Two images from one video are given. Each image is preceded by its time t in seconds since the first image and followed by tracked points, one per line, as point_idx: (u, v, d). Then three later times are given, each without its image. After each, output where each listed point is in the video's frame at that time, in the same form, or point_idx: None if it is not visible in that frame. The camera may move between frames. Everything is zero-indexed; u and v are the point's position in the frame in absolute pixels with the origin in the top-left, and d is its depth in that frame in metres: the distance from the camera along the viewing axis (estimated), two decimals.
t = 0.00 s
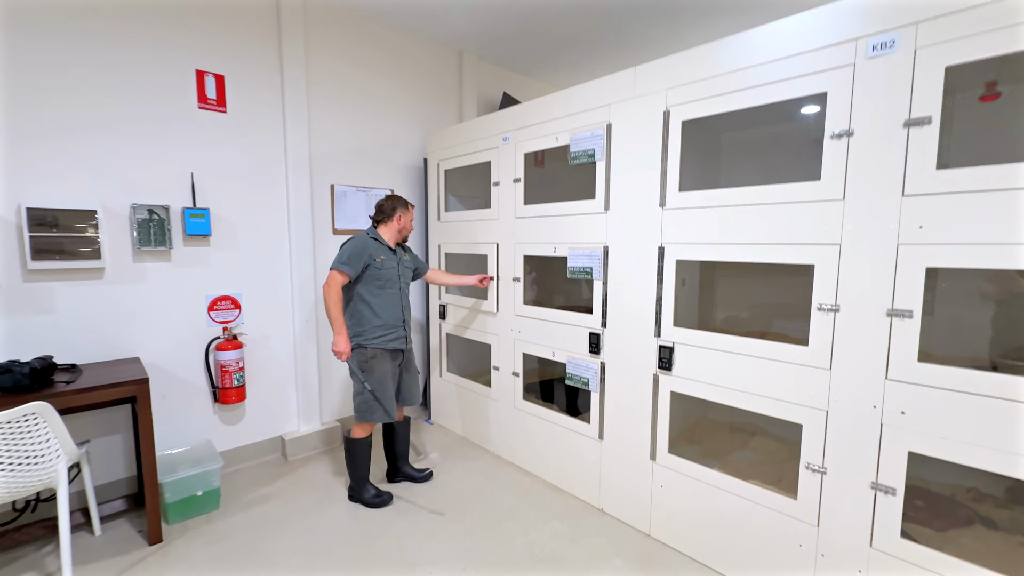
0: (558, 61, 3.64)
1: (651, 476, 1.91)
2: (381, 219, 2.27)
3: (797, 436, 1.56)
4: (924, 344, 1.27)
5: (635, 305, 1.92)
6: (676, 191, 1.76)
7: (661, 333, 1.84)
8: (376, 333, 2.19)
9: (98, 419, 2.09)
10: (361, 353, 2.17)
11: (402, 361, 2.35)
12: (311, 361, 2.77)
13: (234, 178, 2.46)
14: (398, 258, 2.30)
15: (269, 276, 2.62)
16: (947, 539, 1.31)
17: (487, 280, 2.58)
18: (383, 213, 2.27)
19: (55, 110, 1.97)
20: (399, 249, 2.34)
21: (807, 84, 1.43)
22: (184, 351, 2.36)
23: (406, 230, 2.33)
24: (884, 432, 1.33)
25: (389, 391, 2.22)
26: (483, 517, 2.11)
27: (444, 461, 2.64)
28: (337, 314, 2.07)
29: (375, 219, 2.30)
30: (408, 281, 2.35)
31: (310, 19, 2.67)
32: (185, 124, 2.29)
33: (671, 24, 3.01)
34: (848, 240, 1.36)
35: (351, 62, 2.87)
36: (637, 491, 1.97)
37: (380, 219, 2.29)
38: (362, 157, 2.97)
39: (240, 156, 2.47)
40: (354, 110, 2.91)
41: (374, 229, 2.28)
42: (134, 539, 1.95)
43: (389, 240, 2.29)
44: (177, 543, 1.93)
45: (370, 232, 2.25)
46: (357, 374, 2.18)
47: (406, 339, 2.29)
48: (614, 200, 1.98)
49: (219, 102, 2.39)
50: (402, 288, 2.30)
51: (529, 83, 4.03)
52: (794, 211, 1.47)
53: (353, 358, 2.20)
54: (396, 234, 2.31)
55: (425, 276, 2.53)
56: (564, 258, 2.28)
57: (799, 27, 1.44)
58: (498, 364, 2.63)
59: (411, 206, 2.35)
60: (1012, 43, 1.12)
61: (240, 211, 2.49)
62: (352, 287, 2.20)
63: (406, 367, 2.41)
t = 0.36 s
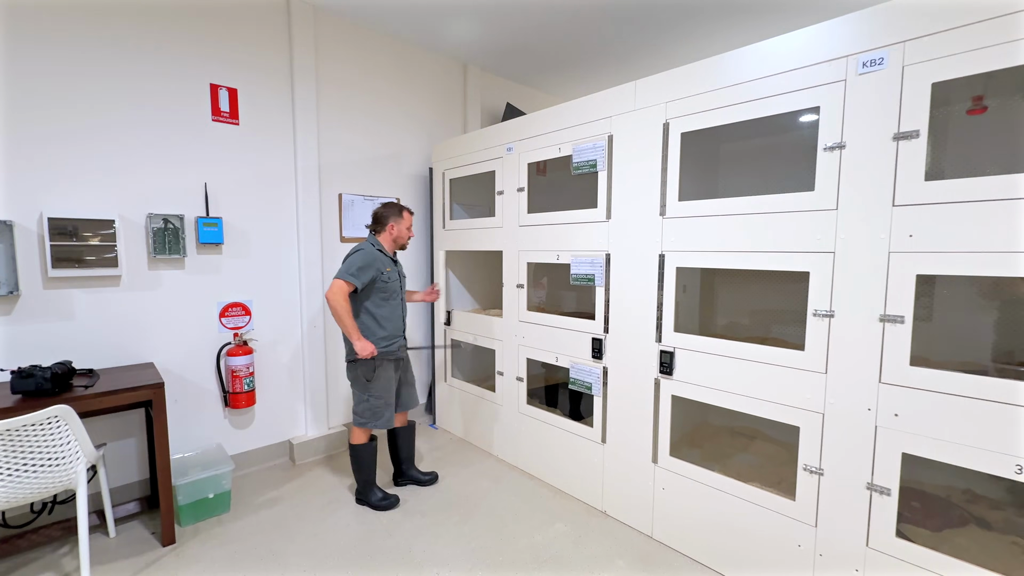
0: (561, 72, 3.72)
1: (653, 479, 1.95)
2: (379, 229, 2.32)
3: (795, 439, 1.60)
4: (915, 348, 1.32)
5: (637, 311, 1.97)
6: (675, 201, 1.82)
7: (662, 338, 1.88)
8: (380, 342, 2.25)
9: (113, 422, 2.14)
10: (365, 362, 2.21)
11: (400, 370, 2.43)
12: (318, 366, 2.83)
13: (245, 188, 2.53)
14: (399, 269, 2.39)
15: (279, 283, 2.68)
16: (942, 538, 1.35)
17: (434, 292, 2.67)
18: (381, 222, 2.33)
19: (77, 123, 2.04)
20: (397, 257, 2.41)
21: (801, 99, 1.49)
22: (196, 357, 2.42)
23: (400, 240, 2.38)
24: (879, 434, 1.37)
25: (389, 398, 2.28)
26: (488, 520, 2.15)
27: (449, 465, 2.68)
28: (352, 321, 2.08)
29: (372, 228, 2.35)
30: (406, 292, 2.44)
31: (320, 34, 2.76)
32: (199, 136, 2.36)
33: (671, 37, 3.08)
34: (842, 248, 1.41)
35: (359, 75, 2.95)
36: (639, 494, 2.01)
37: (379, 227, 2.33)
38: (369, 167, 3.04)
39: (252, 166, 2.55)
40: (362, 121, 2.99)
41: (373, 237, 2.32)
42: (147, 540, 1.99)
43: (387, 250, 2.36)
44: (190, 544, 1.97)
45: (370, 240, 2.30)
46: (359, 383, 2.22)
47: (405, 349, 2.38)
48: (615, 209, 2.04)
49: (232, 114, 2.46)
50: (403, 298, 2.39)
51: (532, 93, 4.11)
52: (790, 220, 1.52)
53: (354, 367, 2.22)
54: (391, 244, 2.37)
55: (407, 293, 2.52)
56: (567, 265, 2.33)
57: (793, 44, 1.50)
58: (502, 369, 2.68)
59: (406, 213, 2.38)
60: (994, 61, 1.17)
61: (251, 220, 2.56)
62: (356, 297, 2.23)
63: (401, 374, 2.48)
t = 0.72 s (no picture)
0: (565, 75, 3.74)
1: (656, 478, 1.96)
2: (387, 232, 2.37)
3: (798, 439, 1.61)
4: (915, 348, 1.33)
5: (640, 312, 1.99)
6: (678, 202, 1.83)
7: (665, 338, 1.90)
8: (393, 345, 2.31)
9: (127, 419, 2.20)
10: (382, 364, 2.26)
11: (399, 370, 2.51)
12: (326, 366, 2.87)
13: (255, 190, 2.58)
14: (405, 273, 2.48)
15: (287, 284, 2.72)
16: (946, 540, 1.35)
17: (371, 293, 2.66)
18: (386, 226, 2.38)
19: (93, 127, 2.09)
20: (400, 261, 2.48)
21: (803, 100, 1.50)
22: (207, 356, 2.46)
23: (404, 244, 2.43)
24: (881, 434, 1.37)
25: (398, 396, 2.35)
26: (493, 519, 2.17)
27: (454, 464, 2.70)
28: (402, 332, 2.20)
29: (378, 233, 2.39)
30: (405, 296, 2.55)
31: (328, 38, 2.80)
32: (210, 140, 2.41)
33: (675, 39, 3.10)
34: (844, 248, 1.42)
35: (366, 78, 2.99)
36: (642, 493, 2.02)
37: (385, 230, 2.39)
38: (376, 170, 3.08)
39: (261, 169, 2.59)
40: (369, 123, 3.03)
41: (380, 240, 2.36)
42: (159, 535, 2.04)
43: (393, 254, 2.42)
44: (200, 540, 2.01)
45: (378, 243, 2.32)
46: (374, 384, 2.26)
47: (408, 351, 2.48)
48: (619, 210, 2.05)
49: (243, 118, 2.51)
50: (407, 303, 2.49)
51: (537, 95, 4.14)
52: (792, 222, 1.53)
53: (370, 369, 2.25)
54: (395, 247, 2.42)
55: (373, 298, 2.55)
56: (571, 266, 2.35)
57: (794, 46, 1.51)
58: (507, 369, 2.70)
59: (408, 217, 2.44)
60: (996, 62, 1.17)
61: (260, 222, 2.60)
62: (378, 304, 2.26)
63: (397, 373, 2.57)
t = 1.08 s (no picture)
0: (564, 79, 3.78)
1: (648, 479, 1.98)
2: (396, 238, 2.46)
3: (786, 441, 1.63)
4: (898, 351, 1.35)
5: (632, 314, 2.01)
6: (669, 207, 1.86)
7: (656, 341, 1.92)
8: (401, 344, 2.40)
9: (131, 418, 2.25)
10: (392, 363, 2.35)
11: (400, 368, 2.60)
12: (326, 367, 2.91)
13: (257, 194, 2.64)
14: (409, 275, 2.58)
15: (288, 286, 2.77)
16: (932, 543, 1.36)
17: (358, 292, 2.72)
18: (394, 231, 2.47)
19: (100, 133, 2.16)
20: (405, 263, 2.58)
21: (788, 107, 1.52)
22: (210, 357, 2.52)
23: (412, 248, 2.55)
24: (864, 436, 1.39)
25: (402, 394, 2.44)
26: (487, 518, 2.20)
27: (451, 465, 2.74)
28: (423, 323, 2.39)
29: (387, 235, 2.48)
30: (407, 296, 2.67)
31: (329, 45, 2.86)
32: (214, 145, 2.47)
33: (672, 43, 3.12)
34: (828, 253, 1.44)
35: (367, 84, 3.04)
36: (635, 494, 2.04)
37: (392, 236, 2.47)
38: (376, 173, 3.13)
39: (263, 173, 2.65)
40: (369, 128, 3.08)
41: (389, 244, 2.43)
42: (161, 531, 2.09)
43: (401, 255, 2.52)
44: (200, 536, 2.06)
45: (388, 249, 2.41)
46: (384, 382, 2.34)
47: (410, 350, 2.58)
48: (611, 214, 2.08)
49: (245, 124, 2.57)
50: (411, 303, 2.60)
51: (537, 99, 4.17)
52: (778, 227, 1.55)
53: (381, 367, 2.33)
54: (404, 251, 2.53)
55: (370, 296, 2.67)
56: (566, 269, 2.38)
57: (780, 54, 1.54)
58: (504, 371, 2.73)
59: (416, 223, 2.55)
60: (975, 70, 1.19)
61: (262, 225, 2.66)
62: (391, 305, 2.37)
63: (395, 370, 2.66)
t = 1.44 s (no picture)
0: (565, 83, 3.82)
1: (643, 478, 2.01)
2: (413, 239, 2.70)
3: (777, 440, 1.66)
4: (883, 351, 1.38)
5: (627, 315, 2.05)
6: (662, 210, 1.89)
7: (650, 341, 1.95)
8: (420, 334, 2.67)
9: (138, 415, 2.31)
10: (415, 351, 2.62)
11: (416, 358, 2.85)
12: (329, 366, 2.97)
13: (262, 197, 2.70)
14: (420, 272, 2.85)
15: (292, 287, 2.83)
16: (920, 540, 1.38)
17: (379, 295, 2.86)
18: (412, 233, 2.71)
19: (110, 139, 2.23)
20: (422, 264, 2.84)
21: (776, 112, 1.56)
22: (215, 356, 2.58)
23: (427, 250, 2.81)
24: (851, 435, 1.42)
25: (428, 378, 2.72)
26: (485, 516, 2.23)
27: (451, 463, 2.78)
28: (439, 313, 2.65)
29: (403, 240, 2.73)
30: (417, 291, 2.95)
31: (333, 51, 2.92)
32: (220, 150, 2.54)
33: (671, 47, 3.15)
34: (816, 255, 1.47)
35: (369, 89, 3.10)
36: (630, 493, 2.07)
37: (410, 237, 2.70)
38: (378, 177, 3.19)
39: (268, 177, 2.71)
40: (372, 132, 3.13)
41: (406, 246, 2.68)
42: (167, 525, 2.14)
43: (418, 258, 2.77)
44: (205, 531, 2.12)
45: (406, 250, 2.65)
46: (410, 368, 2.61)
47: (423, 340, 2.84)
48: (606, 217, 2.12)
49: (251, 129, 2.64)
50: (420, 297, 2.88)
51: (538, 103, 4.22)
52: (767, 229, 1.58)
53: (406, 355, 2.59)
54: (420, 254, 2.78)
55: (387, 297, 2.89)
56: (563, 271, 2.42)
57: (770, 61, 1.57)
58: (503, 371, 2.77)
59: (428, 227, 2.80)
60: (956, 76, 1.22)
61: (266, 228, 2.72)
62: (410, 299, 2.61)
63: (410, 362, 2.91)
